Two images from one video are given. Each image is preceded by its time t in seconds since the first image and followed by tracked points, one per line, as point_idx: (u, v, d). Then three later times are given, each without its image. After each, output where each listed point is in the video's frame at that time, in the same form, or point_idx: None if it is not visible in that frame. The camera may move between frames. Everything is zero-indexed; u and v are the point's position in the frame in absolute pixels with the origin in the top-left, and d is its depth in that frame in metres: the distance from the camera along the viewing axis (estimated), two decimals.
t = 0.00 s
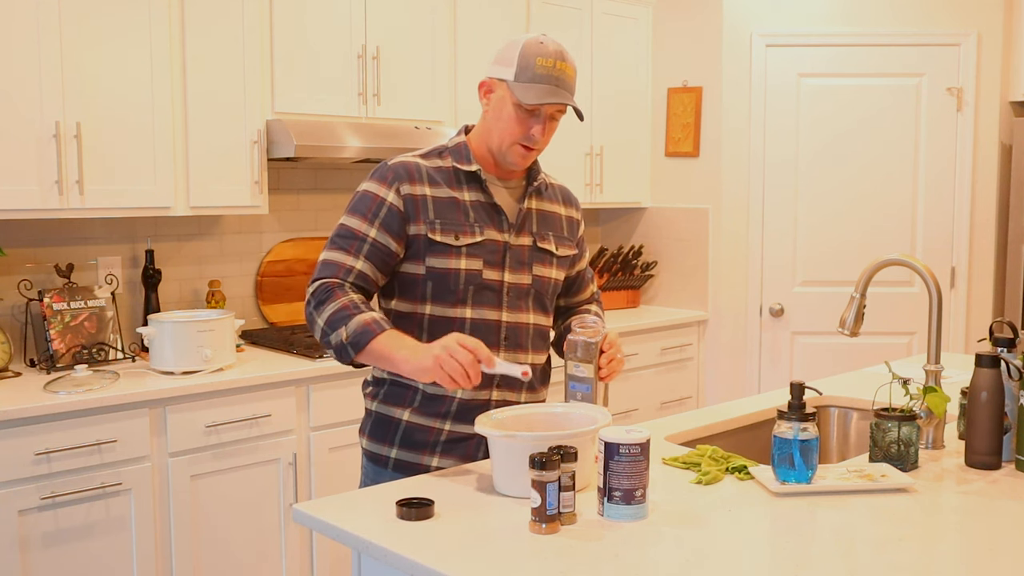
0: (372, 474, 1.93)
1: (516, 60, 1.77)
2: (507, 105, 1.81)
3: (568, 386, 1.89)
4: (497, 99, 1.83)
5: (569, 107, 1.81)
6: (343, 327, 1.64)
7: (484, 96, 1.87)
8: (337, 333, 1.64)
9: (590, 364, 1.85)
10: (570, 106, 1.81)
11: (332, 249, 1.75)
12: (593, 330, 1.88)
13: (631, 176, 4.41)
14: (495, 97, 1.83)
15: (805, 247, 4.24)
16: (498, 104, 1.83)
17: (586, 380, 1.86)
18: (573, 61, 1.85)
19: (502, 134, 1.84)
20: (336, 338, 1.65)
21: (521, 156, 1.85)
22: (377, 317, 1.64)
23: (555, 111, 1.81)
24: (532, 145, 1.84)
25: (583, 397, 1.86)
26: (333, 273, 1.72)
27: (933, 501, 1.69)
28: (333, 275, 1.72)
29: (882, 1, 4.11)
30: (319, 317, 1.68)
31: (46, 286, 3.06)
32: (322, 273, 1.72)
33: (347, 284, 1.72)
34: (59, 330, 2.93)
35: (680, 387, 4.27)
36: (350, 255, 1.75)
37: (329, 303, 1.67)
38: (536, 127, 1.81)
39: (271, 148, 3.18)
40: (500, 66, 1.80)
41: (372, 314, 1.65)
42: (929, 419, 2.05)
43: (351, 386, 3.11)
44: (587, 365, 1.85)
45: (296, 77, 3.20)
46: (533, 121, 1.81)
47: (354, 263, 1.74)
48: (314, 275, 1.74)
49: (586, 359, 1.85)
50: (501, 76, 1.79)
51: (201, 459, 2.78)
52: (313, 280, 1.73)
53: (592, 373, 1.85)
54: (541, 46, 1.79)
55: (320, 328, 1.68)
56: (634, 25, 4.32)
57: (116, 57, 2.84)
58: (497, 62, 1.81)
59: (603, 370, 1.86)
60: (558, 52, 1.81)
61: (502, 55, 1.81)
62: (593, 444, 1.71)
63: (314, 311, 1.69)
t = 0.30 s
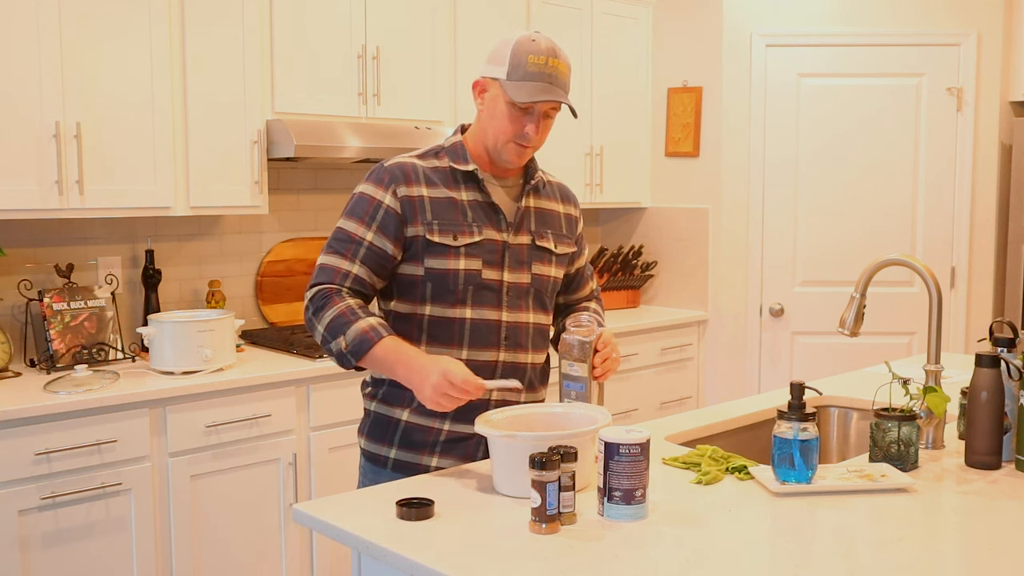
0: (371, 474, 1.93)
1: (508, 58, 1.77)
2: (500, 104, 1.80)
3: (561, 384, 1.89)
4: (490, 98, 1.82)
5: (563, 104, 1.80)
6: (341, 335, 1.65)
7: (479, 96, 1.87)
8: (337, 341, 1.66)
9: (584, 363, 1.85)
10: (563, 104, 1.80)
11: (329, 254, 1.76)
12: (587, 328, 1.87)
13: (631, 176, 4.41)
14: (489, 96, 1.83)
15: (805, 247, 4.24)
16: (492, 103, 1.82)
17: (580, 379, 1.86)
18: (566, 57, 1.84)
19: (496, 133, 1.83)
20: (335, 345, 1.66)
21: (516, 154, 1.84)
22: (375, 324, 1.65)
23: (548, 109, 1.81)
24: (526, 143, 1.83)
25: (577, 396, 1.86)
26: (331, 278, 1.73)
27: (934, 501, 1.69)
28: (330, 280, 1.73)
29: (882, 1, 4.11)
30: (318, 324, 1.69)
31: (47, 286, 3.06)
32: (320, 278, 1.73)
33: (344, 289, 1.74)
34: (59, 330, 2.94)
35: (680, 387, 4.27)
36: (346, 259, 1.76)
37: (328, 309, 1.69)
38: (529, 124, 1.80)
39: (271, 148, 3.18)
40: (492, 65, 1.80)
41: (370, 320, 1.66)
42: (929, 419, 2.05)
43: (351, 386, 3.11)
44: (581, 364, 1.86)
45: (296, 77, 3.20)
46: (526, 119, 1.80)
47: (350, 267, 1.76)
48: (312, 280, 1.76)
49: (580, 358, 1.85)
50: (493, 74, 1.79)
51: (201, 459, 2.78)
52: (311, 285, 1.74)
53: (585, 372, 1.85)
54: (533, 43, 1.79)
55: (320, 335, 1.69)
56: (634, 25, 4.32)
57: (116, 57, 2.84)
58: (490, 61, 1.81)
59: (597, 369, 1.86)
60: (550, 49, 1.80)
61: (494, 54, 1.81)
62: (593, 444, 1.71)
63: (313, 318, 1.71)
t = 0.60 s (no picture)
0: (365, 477, 1.92)
1: (496, 55, 1.75)
2: (487, 101, 1.79)
3: (544, 382, 1.88)
4: (478, 95, 1.81)
5: (551, 102, 1.78)
6: (317, 357, 1.67)
7: (468, 93, 1.85)
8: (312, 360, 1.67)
9: (567, 361, 1.83)
10: (551, 102, 1.78)
11: (314, 260, 1.76)
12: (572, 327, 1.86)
13: (631, 176, 4.41)
14: (477, 93, 1.81)
15: (805, 247, 4.24)
16: (480, 100, 1.81)
17: (562, 377, 1.85)
18: (556, 54, 1.81)
19: (484, 130, 1.81)
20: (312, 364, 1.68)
21: (504, 151, 1.82)
22: (351, 353, 1.66)
23: (537, 107, 1.78)
24: (514, 142, 1.81)
25: (558, 395, 1.85)
26: (315, 287, 1.74)
27: (934, 501, 1.69)
28: (314, 290, 1.73)
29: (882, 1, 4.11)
30: (299, 336, 1.71)
31: (46, 286, 3.07)
32: (305, 286, 1.74)
33: (329, 298, 1.74)
34: (59, 329, 2.94)
35: (680, 387, 4.27)
36: (331, 267, 1.76)
37: (309, 325, 1.69)
38: (517, 122, 1.78)
39: (271, 148, 3.18)
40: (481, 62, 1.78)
41: (346, 347, 1.66)
42: (929, 419, 2.05)
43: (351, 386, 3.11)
44: (564, 362, 1.84)
45: (296, 77, 3.21)
46: (514, 117, 1.78)
47: (335, 275, 1.76)
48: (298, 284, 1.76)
49: (564, 356, 1.84)
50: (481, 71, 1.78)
51: (201, 459, 2.78)
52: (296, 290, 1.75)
53: (567, 371, 1.83)
54: (522, 40, 1.76)
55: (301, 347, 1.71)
56: (634, 25, 4.32)
57: (116, 57, 2.83)
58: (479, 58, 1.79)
59: (580, 368, 1.86)
60: (539, 46, 1.78)
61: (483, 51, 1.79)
62: (593, 444, 1.71)
63: (296, 327, 1.72)
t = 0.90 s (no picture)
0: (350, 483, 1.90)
1: (463, 48, 1.74)
2: (454, 95, 1.77)
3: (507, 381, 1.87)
4: (445, 90, 1.80)
5: (519, 94, 1.77)
6: (297, 371, 1.63)
7: (435, 89, 1.84)
8: (291, 373, 1.63)
9: (526, 359, 1.82)
10: (518, 94, 1.77)
11: (294, 269, 1.71)
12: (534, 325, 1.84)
13: (631, 176, 4.41)
14: (444, 88, 1.80)
15: (805, 247, 4.24)
16: (446, 95, 1.80)
17: (523, 376, 1.84)
18: (522, 47, 1.81)
19: (452, 126, 1.80)
20: (290, 379, 1.64)
21: (471, 146, 1.81)
22: (331, 367, 1.62)
23: (504, 101, 1.77)
24: (482, 136, 1.80)
25: (519, 394, 1.83)
26: (295, 297, 1.69)
27: (934, 501, 1.69)
28: (294, 300, 1.69)
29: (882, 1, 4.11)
30: (277, 349, 1.66)
31: (46, 286, 3.06)
32: (284, 296, 1.70)
33: (310, 308, 1.70)
34: (59, 330, 2.94)
35: (680, 387, 4.27)
36: (311, 275, 1.72)
37: (288, 338, 1.65)
38: (484, 116, 1.77)
39: (271, 149, 3.18)
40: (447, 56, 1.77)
41: (327, 361, 1.62)
42: (929, 419, 2.05)
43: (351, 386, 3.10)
44: (524, 361, 1.82)
45: (296, 78, 3.21)
46: (482, 111, 1.77)
47: (316, 284, 1.72)
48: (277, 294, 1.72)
49: (524, 355, 1.82)
50: (447, 65, 1.77)
51: (201, 459, 2.78)
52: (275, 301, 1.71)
53: (527, 371, 1.82)
54: (488, 33, 1.76)
55: (279, 360, 1.66)
56: (634, 25, 4.32)
57: (116, 57, 2.83)
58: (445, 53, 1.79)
59: (541, 368, 1.83)
60: (505, 39, 1.77)
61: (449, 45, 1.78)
62: (593, 444, 1.71)
63: (275, 339, 1.68)
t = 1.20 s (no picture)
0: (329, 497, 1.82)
1: (438, 51, 1.70)
2: (430, 99, 1.73)
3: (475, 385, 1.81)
4: (420, 93, 1.75)
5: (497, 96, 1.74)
6: (282, 381, 1.55)
7: (406, 89, 1.79)
8: (273, 386, 1.55)
9: (494, 364, 1.77)
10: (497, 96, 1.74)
11: (269, 280, 1.63)
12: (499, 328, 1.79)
13: (631, 177, 4.41)
14: (419, 90, 1.75)
15: (805, 247, 4.24)
16: (421, 98, 1.75)
17: (491, 381, 1.79)
18: (495, 46, 1.78)
19: (429, 129, 1.76)
20: (273, 392, 1.55)
21: (449, 150, 1.78)
22: (319, 373, 1.55)
23: (483, 103, 1.74)
24: (460, 139, 1.77)
25: (488, 399, 1.79)
26: (273, 308, 1.61)
27: (934, 501, 1.69)
28: (273, 310, 1.61)
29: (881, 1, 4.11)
30: (257, 362, 1.58)
31: (47, 286, 3.06)
32: (261, 308, 1.61)
33: (289, 317, 1.62)
34: (59, 330, 2.94)
35: (680, 387, 4.27)
36: (289, 285, 1.63)
37: (269, 348, 1.57)
38: (463, 120, 1.74)
39: (271, 148, 3.18)
40: (422, 58, 1.72)
41: (313, 368, 1.55)
42: (929, 419, 2.05)
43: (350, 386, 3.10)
44: (491, 367, 1.77)
45: (296, 78, 3.21)
46: (460, 114, 1.74)
47: (294, 293, 1.64)
48: (250, 306, 1.63)
49: (491, 360, 1.77)
50: (423, 68, 1.72)
51: (201, 459, 2.78)
52: (250, 313, 1.61)
53: (495, 375, 1.77)
54: (462, 33, 1.72)
55: (258, 373, 1.58)
56: (634, 25, 4.32)
57: (116, 57, 2.83)
58: (418, 54, 1.74)
59: (510, 373, 1.77)
60: (480, 39, 1.74)
61: (422, 46, 1.73)
62: (593, 444, 1.71)
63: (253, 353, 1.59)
